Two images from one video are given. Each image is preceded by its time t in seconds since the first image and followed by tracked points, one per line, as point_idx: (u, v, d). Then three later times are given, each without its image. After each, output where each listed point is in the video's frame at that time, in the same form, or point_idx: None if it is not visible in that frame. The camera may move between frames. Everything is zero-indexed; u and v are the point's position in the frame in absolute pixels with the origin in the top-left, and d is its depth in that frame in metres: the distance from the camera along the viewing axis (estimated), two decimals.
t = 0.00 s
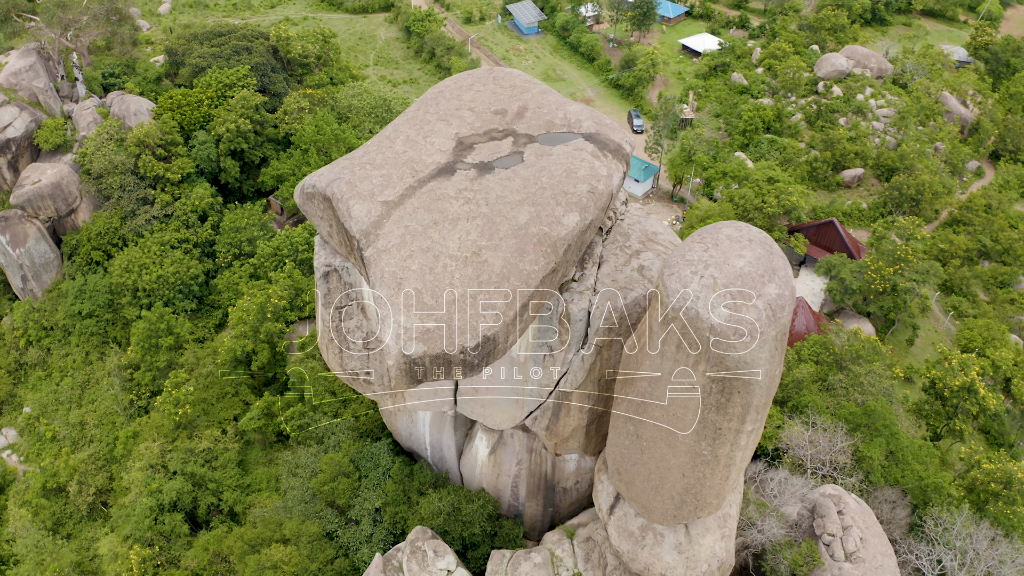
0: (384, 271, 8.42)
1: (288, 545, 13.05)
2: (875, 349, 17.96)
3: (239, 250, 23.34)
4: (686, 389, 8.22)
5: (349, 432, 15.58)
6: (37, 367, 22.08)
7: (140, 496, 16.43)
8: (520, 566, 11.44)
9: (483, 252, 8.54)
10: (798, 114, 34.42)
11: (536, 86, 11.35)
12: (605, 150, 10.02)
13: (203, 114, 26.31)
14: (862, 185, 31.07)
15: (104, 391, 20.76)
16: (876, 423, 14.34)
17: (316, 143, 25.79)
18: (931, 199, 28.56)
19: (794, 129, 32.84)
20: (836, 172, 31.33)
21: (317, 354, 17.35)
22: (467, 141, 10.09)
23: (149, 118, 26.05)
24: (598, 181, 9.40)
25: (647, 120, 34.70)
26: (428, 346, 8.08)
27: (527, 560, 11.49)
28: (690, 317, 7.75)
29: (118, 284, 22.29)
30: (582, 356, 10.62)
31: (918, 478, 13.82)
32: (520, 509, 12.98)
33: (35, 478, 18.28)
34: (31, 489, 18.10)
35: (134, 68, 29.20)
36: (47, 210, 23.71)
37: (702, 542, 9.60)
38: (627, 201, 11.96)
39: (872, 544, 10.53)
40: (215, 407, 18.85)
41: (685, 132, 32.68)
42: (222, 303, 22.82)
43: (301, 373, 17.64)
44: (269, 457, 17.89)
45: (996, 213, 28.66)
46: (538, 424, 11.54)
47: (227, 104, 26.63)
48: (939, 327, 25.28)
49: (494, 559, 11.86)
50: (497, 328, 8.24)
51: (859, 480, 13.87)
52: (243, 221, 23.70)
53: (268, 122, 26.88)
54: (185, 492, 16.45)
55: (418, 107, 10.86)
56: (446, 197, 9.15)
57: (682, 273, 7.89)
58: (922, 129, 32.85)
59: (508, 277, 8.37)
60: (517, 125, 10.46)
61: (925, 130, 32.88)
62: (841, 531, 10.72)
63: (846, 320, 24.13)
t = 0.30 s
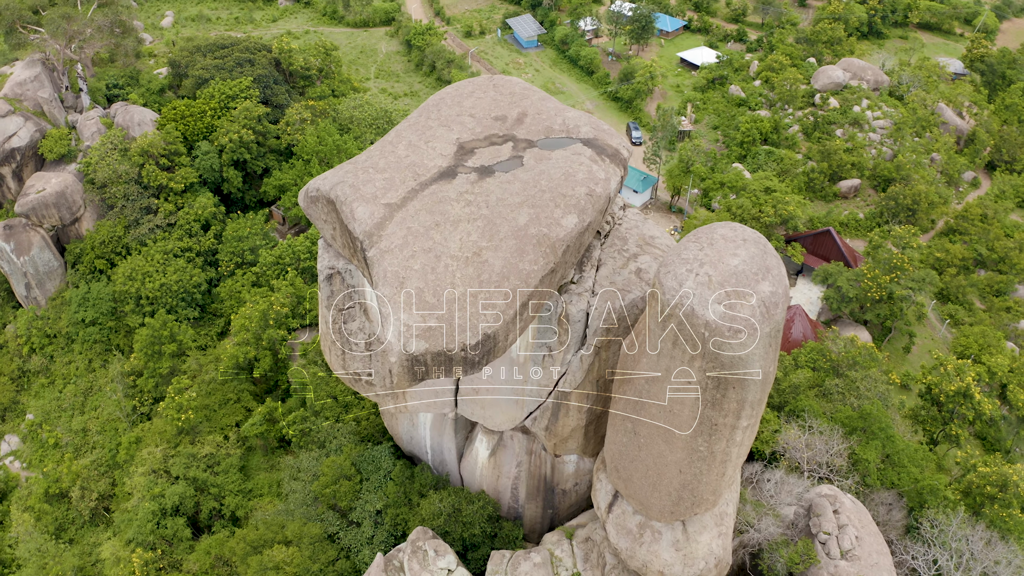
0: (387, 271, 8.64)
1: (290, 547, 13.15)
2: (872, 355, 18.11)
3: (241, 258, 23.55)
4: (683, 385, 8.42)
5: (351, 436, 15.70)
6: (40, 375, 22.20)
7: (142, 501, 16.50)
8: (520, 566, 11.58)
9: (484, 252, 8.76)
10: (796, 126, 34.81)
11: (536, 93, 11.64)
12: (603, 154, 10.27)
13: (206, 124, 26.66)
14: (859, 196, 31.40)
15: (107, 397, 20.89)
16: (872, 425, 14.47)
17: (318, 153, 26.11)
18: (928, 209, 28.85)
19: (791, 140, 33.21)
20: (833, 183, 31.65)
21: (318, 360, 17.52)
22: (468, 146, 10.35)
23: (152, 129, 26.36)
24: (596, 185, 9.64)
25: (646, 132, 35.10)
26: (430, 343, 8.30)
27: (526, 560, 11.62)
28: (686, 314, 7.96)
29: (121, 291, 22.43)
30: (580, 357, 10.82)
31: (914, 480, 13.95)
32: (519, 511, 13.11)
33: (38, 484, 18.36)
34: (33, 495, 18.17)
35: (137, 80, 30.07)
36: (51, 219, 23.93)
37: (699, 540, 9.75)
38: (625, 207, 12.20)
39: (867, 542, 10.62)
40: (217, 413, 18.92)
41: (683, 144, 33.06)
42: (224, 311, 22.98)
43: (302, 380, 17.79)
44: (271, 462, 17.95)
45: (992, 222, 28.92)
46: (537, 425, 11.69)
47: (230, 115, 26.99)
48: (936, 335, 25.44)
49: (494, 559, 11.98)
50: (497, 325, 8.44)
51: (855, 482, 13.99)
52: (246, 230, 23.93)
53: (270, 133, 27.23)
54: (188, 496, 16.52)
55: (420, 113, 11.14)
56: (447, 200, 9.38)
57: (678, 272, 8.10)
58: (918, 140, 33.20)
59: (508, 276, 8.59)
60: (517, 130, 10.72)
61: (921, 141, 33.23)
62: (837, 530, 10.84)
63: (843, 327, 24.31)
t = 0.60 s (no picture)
0: (390, 270, 8.86)
1: (291, 548, 13.25)
2: (868, 361, 18.30)
3: (244, 266, 23.77)
4: (679, 381, 8.63)
5: (352, 439, 15.83)
6: (43, 381, 22.32)
7: (145, 504, 16.60)
8: (520, 565, 11.70)
9: (484, 253, 8.98)
10: (793, 137, 35.21)
11: (535, 100, 11.92)
12: (601, 158, 10.52)
13: (209, 134, 26.97)
14: (856, 206, 31.71)
15: (110, 403, 21.03)
16: (868, 428, 14.64)
17: (319, 163, 26.43)
18: (924, 218, 29.16)
19: (788, 151, 33.60)
20: (830, 193, 31.97)
21: (320, 365, 17.70)
22: (469, 150, 10.61)
23: (156, 138, 26.66)
24: (594, 188, 9.89)
25: (644, 143, 35.47)
26: (432, 340, 8.49)
27: (526, 559, 11.74)
28: (681, 311, 8.18)
29: (125, 299, 22.65)
30: (579, 357, 11.03)
31: (909, 482, 14.11)
32: (519, 512, 13.25)
33: (41, 489, 18.45)
34: (36, 499, 18.26)
35: (141, 90, 30.06)
36: (55, 226, 24.14)
37: (696, 536, 9.92)
38: (622, 211, 12.44)
39: (863, 540, 10.81)
40: (219, 418, 19.05)
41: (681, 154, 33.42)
42: (227, 319, 23.16)
43: (304, 385, 17.95)
44: (272, 467, 18.05)
45: (987, 231, 29.20)
46: (536, 424, 11.87)
47: (233, 126, 27.33)
48: (933, 342, 25.62)
49: (494, 558, 12.11)
50: (497, 322, 8.65)
51: (851, 484, 14.13)
52: (248, 238, 24.17)
53: (273, 143, 27.56)
54: (190, 499, 16.63)
55: (422, 119, 11.41)
56: (449, 202, 9.62)
57: (674, 270, 8.31)
58: (915, 151, 33.55)
59: (507, 275, 8.82)
60: (516, 135, 10.99)
61: (917, 152, 33.59)
62: (833, 528, 11.02)
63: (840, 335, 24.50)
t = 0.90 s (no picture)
0: (393, 269, 9.09)
1: (294, 548, 13.36)
2: (864, 366, 18.48)
3: (246, 275, 24.00)
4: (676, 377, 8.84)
5: (354, 443, 15.98)
6: (46, 388, 22.43)
7: (148, 508, 16.70)
8: (520, 563, 11.83)
9: (485, 253, 9.21)
10: (790, 148, 35.57)
11: (535, 106, 12.21)
12: (599, 162, 10.78)
13: (213, 144, 27.28)
14: (853, 216, 31.99)
15: (113, 409, 21.15)
16: (864, 431, 14.84)
17: (322, 173, 26.75)
18: (920, 228, 29.44)
19: (785, 162, 33.95)
20: (827, 204, 32.29)
21: (322, 370, 17.86)
22: (470, 155, 10.88)
23: (160, 148, 26.97)
24: (592, 191, 10.14)
25: (643, 154, 35.80)
26: (434, 337, 8.66)
27: (526, 558, 11.86)
28: (677, 308, 8.40)
29: (128, 306, 22.83)
30: (578, 357, 11.24)
31: (905, 484, 14.26)
32: (519, 514, 13.37)
33: (44, 494, 18.53)
34: (39, 504, 18.34)
35: (145, 100, 30.64)
36: (59, 234, 24.34)
37: (694, 533, 10.09)
38: (620, 216, 12.68)
39: (857, 537, 11.11)
40: (221, 424, 19.16)
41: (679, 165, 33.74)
42: (229, 327, 23.34)
43: (306, 390, 18.10)
44: (274, 472, 18.17)
45: (983, 240, 29.49)
46: (536, 424, 12.04)
47: (236, 136, 27.65)
48: (929, 350, 25.78)
49: (494, 557, 12.23)
50: (497, 320, 8.85)
51: (848, 486, 14.30)
52: (251, 247, 24.41)
53: (276, 153, 27.86)
54: (193, 503, 16.73)
55: (424, 125, 11.70)
56: (450, 204, 9.87)
57: (669, 269, 8.54)
58: (911, 161, 33.88)
59: (507, 275, 9.04)
60: (516, 140, 11.26)
61: (913, 162, 33.92)
62: (828, 526, 11.30)
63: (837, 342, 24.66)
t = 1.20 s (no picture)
0: (396, 270, 9.33)
1: (296, 549, 13.47)
2: (860, 373, 18.67)
3: (249, 283, 24.24)
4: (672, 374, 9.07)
5: (355, 446, 16.14)
6: (49, 395, 22.56)
7: (151, 512, 16.83)
8: (520, 563, 11.97)
9: (486, 254, 9.46)
10: (788, 159, 35.92)
11: (535, 113, 12.51)
12: (597, 167, 11.06)
13: (216, 155, 27.60)
14: (850, 227, 32.28)
15: (117, 416, 21.32)
16: (859, 434, 15.06)
17: (324, 183, 27.07)
18: (916, 237, 29.73)
19: (783, 173, 34.30)
20: (824, 214, 32.61)
21: (323, 376, 18.04)
22: (471, 160, 11.16)
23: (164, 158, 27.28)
24: (590, 194, 10.42)
25: (641, 166, 36.13)
26: (435, 336, 8.88)
27: (525, 558, 12.01)
28: (673, 306, 8.63)
29: (132, 314, 23.02)
30: (577, 358, 11.46)
31: (901, 486, 14.41)
32: (519, 515, 13.51)
33: (47, 499, 18.63)
34: (42, 509, 18.44)
35: (149, 112, 31.04)
36: (64, 243, 24.54)
37: (690, 531, 10.28)
38: (618, 222, 12.91)
39: (852, 535, 11.25)
40: (224, 430, 19.28)
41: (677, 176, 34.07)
42: (231, 335, 23.52)
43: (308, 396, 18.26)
44: (276, 478, 18.28)
45: (979, 249, 29.76)
46: (535, 425, 12.21)
47: (239, 146, 27.99)
48: (926, 358, 25.92)
49: (495, 557, 12.38)
50: (498, 320, 9.08)
51: (844, 489, 14.47)
52: (253, 255, 24.65)
53: (278, 164, 28.17)
54: (195, 507, 16.86)
55: (426, 132, 11.99)
56: (452, 207, 10.13)
57: (665, 269, 8.78)
58: (907, 172, 34.21)
59: (508, 275, 9.29)
60: (516, 146, 11.55)
61: (910, 173, 34.25)
62: (824, 524, 11.46)
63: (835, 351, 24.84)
